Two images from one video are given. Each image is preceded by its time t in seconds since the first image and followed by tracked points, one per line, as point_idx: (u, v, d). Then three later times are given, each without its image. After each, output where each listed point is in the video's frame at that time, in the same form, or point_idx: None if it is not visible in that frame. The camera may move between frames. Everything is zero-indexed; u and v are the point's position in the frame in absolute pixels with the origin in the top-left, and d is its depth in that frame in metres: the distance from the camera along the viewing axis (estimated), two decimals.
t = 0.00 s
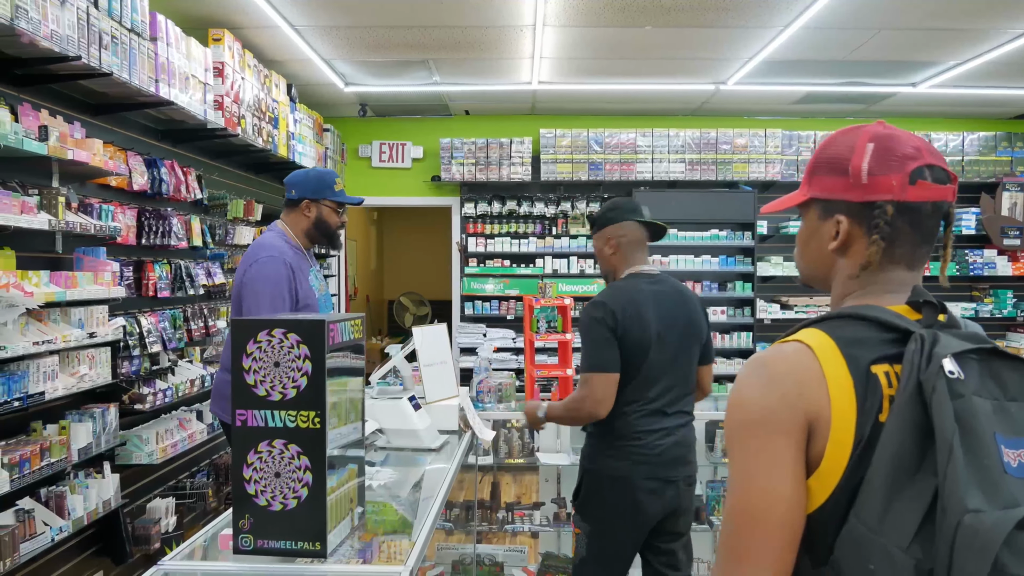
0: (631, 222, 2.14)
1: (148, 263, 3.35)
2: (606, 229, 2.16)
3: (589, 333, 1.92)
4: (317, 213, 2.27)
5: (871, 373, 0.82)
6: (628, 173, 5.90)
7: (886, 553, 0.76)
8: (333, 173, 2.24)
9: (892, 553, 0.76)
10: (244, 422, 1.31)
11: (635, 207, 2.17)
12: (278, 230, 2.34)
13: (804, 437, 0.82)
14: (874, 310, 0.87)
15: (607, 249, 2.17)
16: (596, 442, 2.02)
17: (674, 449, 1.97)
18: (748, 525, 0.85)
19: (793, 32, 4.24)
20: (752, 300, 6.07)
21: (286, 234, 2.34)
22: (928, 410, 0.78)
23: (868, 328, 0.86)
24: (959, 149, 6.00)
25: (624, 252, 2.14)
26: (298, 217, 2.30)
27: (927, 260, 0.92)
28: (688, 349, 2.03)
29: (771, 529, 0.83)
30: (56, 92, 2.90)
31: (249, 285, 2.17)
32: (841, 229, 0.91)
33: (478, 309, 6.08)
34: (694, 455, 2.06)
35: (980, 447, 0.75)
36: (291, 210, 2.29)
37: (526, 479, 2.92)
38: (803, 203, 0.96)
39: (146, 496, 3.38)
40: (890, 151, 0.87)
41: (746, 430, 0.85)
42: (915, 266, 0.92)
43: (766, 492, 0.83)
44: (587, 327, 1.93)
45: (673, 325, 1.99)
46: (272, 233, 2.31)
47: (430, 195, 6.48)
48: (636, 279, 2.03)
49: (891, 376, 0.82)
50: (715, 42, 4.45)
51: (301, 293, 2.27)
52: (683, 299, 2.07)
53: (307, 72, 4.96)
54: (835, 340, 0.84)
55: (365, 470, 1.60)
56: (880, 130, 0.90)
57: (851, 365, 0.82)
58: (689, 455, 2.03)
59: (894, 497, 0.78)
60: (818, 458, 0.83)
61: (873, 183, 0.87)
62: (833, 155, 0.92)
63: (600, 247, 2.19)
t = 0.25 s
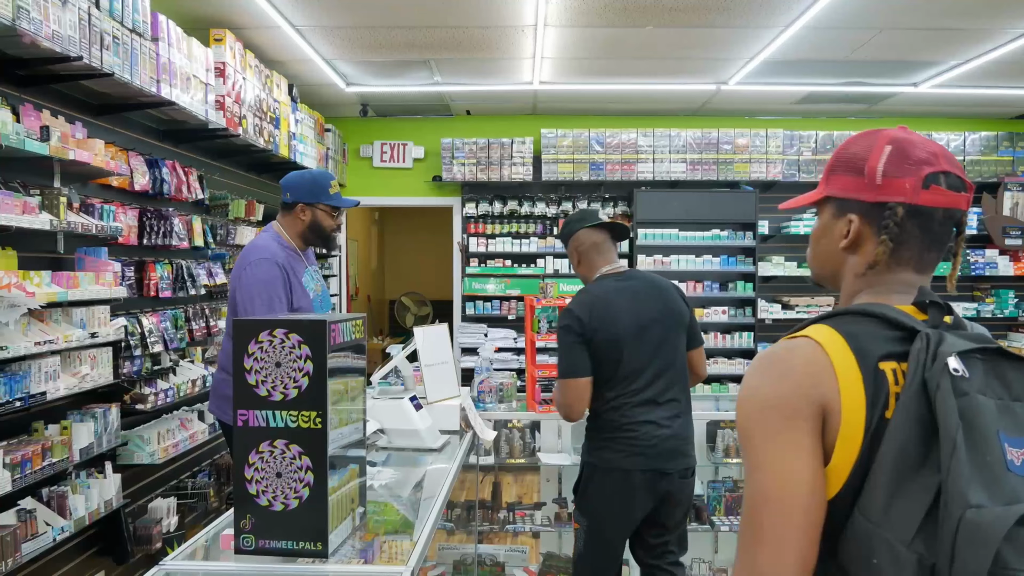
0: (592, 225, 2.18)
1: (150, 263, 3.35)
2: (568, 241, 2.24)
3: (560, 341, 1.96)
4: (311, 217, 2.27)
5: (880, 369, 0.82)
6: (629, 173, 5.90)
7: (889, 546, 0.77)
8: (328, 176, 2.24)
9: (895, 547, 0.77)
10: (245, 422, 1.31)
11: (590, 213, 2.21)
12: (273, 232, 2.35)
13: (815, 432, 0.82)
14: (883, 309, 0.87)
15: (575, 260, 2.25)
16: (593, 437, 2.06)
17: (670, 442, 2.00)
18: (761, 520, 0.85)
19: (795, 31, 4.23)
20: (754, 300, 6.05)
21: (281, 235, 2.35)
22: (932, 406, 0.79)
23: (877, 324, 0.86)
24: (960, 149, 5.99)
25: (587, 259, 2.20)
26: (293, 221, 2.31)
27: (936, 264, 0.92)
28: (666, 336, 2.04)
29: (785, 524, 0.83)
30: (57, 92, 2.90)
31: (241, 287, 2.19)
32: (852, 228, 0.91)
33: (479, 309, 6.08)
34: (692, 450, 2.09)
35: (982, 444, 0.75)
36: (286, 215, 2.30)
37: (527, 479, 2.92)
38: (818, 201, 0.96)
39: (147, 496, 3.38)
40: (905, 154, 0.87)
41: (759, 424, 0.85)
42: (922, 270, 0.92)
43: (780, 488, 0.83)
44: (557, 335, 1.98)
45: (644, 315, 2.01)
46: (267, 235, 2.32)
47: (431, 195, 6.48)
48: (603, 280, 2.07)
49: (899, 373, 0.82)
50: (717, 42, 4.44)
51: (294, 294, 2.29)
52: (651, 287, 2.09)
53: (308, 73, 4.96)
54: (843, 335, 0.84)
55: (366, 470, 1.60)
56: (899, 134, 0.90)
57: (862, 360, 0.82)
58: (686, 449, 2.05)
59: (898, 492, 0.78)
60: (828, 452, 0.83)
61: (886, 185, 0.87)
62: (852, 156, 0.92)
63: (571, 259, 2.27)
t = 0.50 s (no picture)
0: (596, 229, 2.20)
1: (151, 262, 3.35)
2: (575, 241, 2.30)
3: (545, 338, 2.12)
4: (308, 217, 2.27)
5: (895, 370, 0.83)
6: (631, 173, 5.89)
7: (901, 547, 0.77)
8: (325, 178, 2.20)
9: (907, 547, 0.77)
10: (247, 421, 1.31)
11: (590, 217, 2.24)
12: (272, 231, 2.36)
13: (832, 430, 0.82)
14: (894, 308, 0.87)
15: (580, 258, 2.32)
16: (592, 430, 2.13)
17: (670, 439, 2.01)
18: (777, 517, 0.85)
19: (797, 31, 4.22)
20: (755, 299, 6.04)
21: (279, 234, 2.36)
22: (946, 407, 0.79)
23: (891, 323, 0.86)
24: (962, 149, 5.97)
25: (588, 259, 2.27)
26: (291, 220, 2.31)
27: (947, 263, 0.92)
28: (657, 332, 2.05)
29: (804, 523, 0.82)
30: (59, 91, 2.90)
31: (238, 284, 2.20)
32: (862, 226, 0.91)
33: (481, 309, 6.07)
34: (697, 449, 2.08)
35: (996, 445, 0.76)
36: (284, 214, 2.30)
37: (528, 479, 2.92)
38: (828, 199, 0.96)
39: (149, 495, 3.38)
40: (916, 152, 0.87)
41: (775, 423, 0.85)
42: (933, 269, 0.92)
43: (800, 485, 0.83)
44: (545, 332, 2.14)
45: (631, 313, 2.04)
46: (265, 234, 2.33)
47: (433, 194, 6.47)
48: (597, 280, 2.13)
49: (914, 374, 0.83)
50: (717, 42, 4.44)
51: (291, 293, 2.30)
52: (644, 283, 2.10)
53: (310, 72, 4.96)
54: (857, 333, 0.85)
55: (369, 469, 1.61)
56: (910, 133, 0.90)
57: (877, 361, 0.83)
58: (689, 447, 2.05)
59: (912, 492, 0.78)
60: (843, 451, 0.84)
61: (897, 182, 0.87)
62: (862, 153, 0.92)
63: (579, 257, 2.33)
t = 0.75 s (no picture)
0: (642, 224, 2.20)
1: (153, 261, 3.35)
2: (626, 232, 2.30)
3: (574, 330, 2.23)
4: (308, 220, 2.29)
5: (904, 378, 0.81)
6: (633, 172, 5.88)
7: (912, 556, 0.77)
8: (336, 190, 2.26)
9: (918, 556, 0.76)
10: (250, 420, 1.31)
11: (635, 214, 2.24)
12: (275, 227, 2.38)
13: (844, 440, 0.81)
14: (899, 311, 0.86)
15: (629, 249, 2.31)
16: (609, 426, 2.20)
17: (676, 443, 2.02)
18: (785, 527, 0.85)
19: (800, 29, 4.21)
20: (757, 299, 6.02)
21: (281, 231, 2.38)
22: (956, 415, 0.77)
23: (899, 328, 0.84)
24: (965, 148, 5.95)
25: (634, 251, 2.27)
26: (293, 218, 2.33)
27: (953, 261, 0.91)
28: (673, 339, 2.07)
29: (817, 537, 0.81)
30: (61, 90, 2.89)
31: (237, 277, 2.22)
32: (867, 221, 0.90)
33: (482, 308, 6.07)
34: (709, 455, 2.07)
35: (1009, 453, 0.74)
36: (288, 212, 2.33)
37: (530, 478, 2.92)
38: (836, 194, 0.95)
39: (151, 494, 3.38)
40: (923, 147, 0.86)
41: (781, 436, 0.85)
42: (938, 268, 0.91)
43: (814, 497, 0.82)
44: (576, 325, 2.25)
45: (650, 319, 2.08)
46: (268, 230, 2.35)
47: (434, 193, 6.47)
48: (627, 280, 2.18)
49: (923, 380, 0.81)
50: (719, 40, 4.43)
51: (290, 290, 2.32)
52: (670, 289, 2.12)
53: (311, 71, 4.95)
54: (863, 341, 0.83)
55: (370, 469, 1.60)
56: (919, 128, 0.89)
57: (884, 370, 0.81)
58: (698, 453, 2.04)
59: (922, 501, 0.77)
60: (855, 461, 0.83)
61: (903, 177, 0.87)
62: (870, 148, 0.91)
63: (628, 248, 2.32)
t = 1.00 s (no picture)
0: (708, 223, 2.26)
1: (154, 261, 3.34)
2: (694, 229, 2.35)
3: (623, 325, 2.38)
4: (307, 223, 2.28)
5: (904, 396, 0.80)
6: (634, 171, 5.87)
7: None
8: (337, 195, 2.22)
9: None
10: (251, 421, 1.31)
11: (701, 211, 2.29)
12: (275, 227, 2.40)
13: (838, 463, 0.82)
14: (887, 320, 0.86)
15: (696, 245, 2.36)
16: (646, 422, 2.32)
17: (706, 444, 2.13)
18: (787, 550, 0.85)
19: (803, 29, 4.20)
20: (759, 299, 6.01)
21: (281, 231, 2.40)
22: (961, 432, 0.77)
23: (895, 345, 0.84)
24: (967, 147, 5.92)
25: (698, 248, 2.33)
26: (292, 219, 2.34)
27: (939, 264, 0.89)
28: (709, 344, 2.16)
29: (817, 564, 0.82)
30: (62, 90, 2.89)
31: (236, 274, 2.25)
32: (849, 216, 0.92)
33: (484, 307, 6.06)
34: (741, 457, 2.17)
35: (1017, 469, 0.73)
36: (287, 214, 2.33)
37: (532, 478, 2.91)
38: (829, 191, 0.97)
39: (152, 495, 3.37)
40: (910, 144, 0.87)
41: (778, 464, 0.84)
42: (925, 269, 0.90)
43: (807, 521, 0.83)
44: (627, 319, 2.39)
45: (689, 323, 2.17)
46: (267, 229, 2.37)
47: (435, 193, 6.46)
48: (675, 281, 2.27)
49: (924, 396, 0.81)
50: (720, 39, 4.41)
51: (289, 288, 2.34)
52: (714, 293, 2.19)
53: (312, 71, 4.95)
54: (857, 359, 0.83)
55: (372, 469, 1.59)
56: (913, 127, 0.89)
57: (884, 390, 0.80)
58: (729, 455, 2.15)
59: (932, 521, 0.76)
60: (854, 482, 0.82)
61: (885, 173, 0.87)
62: (861, 144, 0.92)
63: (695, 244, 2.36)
